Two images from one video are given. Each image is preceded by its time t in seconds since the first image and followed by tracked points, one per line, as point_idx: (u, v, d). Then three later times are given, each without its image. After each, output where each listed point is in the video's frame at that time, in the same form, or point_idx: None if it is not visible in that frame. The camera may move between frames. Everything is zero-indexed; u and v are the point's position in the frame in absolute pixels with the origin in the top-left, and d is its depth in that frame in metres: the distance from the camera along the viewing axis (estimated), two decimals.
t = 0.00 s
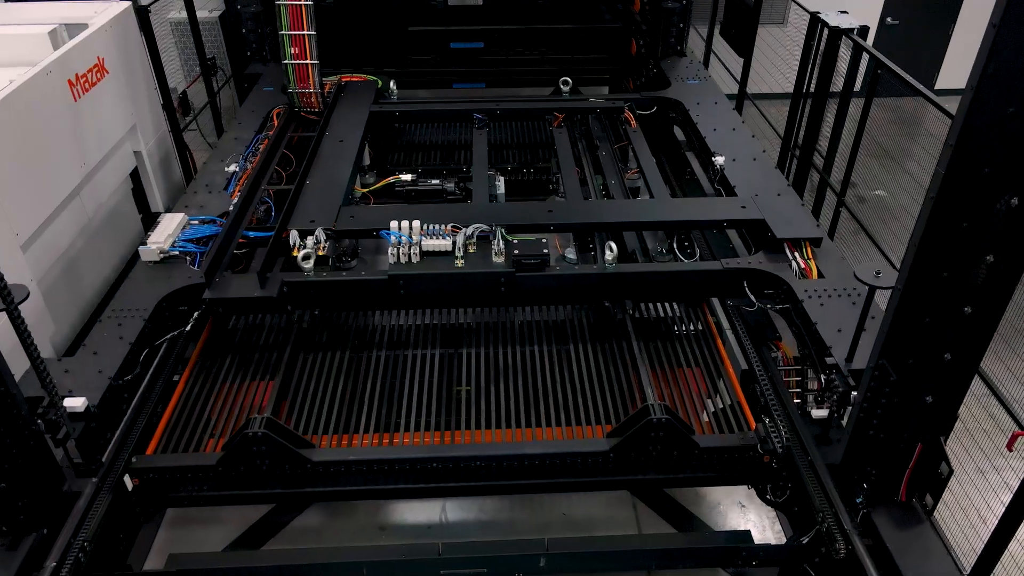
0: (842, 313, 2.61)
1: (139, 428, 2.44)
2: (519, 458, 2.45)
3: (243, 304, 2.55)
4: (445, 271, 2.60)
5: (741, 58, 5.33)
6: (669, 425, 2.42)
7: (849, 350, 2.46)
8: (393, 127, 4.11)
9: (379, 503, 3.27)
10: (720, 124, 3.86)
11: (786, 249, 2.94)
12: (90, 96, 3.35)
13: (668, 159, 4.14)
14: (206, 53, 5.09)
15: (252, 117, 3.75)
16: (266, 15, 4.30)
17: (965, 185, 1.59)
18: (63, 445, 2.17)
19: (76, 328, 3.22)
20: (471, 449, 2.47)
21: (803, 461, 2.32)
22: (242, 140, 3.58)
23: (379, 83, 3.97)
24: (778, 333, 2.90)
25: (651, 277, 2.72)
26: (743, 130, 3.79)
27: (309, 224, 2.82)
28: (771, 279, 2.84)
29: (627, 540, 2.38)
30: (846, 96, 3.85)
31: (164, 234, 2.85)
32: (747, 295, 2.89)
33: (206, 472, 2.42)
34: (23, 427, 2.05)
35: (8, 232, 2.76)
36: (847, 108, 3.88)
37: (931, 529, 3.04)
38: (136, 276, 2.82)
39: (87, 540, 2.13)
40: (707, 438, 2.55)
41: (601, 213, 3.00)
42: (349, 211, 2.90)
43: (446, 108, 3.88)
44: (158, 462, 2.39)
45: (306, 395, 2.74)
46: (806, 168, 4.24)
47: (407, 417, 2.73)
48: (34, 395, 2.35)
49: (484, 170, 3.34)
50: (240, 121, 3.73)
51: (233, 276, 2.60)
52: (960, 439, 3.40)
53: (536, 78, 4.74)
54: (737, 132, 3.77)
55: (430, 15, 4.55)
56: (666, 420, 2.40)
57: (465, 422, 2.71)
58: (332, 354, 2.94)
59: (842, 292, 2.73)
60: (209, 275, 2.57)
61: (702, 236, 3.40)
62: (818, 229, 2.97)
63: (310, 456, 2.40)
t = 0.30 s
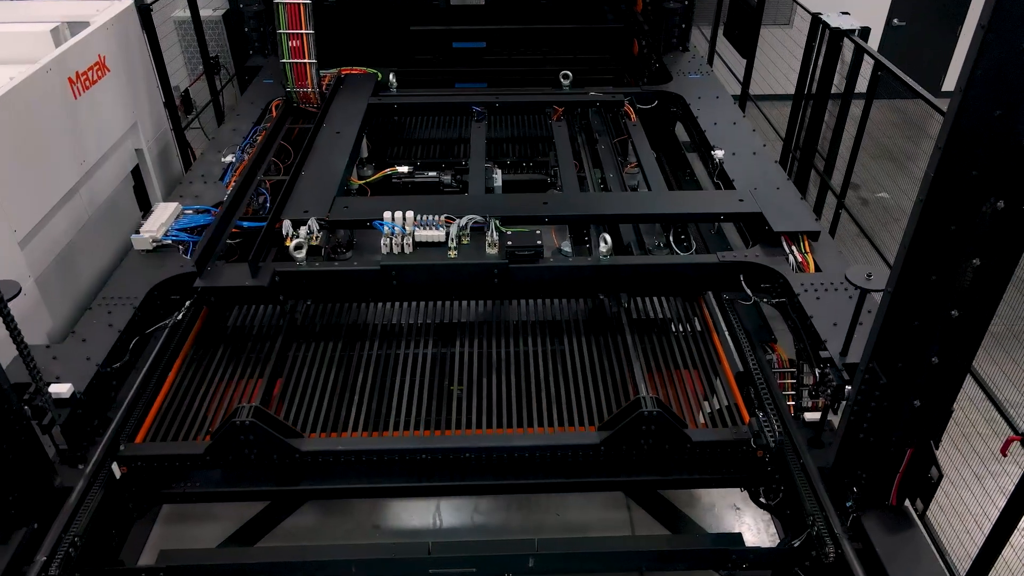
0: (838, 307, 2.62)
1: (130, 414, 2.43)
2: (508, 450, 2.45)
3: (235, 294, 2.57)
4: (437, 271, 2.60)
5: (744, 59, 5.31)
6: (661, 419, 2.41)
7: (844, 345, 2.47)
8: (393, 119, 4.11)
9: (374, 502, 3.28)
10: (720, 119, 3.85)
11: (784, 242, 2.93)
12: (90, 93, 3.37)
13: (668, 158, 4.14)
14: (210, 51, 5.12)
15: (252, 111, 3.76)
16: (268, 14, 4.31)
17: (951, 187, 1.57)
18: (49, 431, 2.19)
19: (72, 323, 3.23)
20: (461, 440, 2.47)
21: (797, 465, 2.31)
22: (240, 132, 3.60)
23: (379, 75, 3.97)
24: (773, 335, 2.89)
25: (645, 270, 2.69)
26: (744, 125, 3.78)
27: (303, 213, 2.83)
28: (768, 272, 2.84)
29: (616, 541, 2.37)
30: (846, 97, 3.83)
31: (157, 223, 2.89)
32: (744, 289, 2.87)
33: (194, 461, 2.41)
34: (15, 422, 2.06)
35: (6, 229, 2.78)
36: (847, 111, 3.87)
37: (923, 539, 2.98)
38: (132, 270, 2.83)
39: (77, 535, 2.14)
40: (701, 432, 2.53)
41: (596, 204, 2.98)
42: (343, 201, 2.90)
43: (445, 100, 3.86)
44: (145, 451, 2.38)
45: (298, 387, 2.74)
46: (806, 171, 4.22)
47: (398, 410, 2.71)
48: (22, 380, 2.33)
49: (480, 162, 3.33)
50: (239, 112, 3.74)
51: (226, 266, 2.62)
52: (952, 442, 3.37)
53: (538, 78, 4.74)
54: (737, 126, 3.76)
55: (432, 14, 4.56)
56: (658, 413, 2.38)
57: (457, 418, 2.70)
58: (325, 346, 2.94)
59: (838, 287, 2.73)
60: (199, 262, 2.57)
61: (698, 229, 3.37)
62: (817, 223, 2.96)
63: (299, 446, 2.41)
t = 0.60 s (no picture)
0: (832, 300, 2.56)
1: (121, 405, 2.44)
2: (498, 441, 2.45)
3: (225, 283, 2.56)
4: (430, 270, 2.61)
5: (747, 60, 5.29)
6: (653, 412, 2.40)
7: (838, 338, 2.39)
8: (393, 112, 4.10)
9: (369, 500, 3.29)
10: (721, 113, 3.84)
11: (781, 236, 2.89)
12: (91, 91, 3.40)
13: (667, 158, 4.13)
14: (213, 50, 5.14)
15: (251, 103, 3.77)
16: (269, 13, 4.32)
17: (939, 189, 1.56)
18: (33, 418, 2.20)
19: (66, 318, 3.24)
20: (451, 432, 2.46)
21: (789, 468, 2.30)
22: (237, 124, 3.61)
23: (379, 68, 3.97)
24: (768, 337, 2.87)
25: (637, 263, 2.71)
26: (744, 119, 3.76)
27: (296, 204, 2.83)
28: (764, 266, 2.79)
29: (606, 542, 2.37)
30: (847, 100, 3.81)
31: (150, 211, 2.90)
32: (739, 282, 2.84)
33: (181, 450, 2.43)
34: (7, 418, 2.07)
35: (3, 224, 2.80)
36: (847, 112, 3.85)
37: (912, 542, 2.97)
38: (127, 264, 2.84)
39: (68, 530, 2.15)
40: (693, 425, 2.52)
41: (592, 197, 2.96)
42: (337, 192, 2.90)
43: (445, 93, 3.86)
44: (133, 439, 2.40)
45: (291, 378, 2.74)
46: (807, 172, 4.19)
47: (389, 399, 2.70)
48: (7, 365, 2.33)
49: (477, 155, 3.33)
50: (238, 104, 3.75)
51: (218, 254, 2.62)
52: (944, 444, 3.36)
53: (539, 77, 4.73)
54: (737, 120, 3.74)
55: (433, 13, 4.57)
56: (649, 405, 2.38)
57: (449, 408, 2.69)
58: (318, 336, 2.95)
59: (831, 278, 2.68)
60: (192, 251, 2.59)
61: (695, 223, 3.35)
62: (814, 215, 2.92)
63: (288, 436, 2.43)
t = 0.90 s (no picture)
0: (828, 294, 2.54)
1: (116, 400, 2.49)
2: (490, 433, 2.42)
3: (218, 272, 2.55)
4: (423, 268, 2.62)
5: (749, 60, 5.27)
6: (645, 404, 2.39)
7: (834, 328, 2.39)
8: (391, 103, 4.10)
9: (364, 498, 3.30)
10: (721, 106, 3.81)
11: (778, 228, 2.87)
12: (92, 89, 3.44)
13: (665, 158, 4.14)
14: (216, 49, 5.16)
15: (249, 93, 3.77)
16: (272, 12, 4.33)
17: (926, 189, 1.55)
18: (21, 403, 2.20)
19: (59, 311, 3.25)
20: (441, 421, 2.44)
21: (782, 471, 2.26)
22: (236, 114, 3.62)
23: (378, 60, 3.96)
24: (763, 338, 2.85)
25: (636, 254, 2.67)
26: (744, 113, 3.73)
27: (290, 193, 2.85)
28: (760, 259, 2.75)
29: (597, 541, 2.37)
30: (848, 100, 3.79)
31: (144, 200, 2.91)
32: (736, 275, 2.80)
33: (172, 438, 2.42)
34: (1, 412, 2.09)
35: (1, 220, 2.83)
36: (848, 112, 3.84)
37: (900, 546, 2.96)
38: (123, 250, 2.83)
39: (61, 524, 2.16)
40: (684, 417, 2.50)
41: (587, 187, 2.94)
42: (331, 182, 2.91)
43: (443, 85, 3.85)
44: (122, 426, 2.40)
45: (282, 367, 2.73)
46: (808, 172, 4.17)
47: (380, 388, 2.69)
48: None
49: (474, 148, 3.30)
50: (236, 94, 3.76)
51: (210, 243, 2.61)
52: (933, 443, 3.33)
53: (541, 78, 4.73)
54: (739, 113, 3.71)
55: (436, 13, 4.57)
56: (641, 397, 2.37)
57: (441, 396, 2.66)
58: (311, 327, 2.95)
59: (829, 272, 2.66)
60: (184, 240, 2.59)
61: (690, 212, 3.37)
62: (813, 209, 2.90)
63: (276, 424, 2.39)
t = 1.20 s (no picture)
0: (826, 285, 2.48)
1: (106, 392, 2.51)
2: (482, 423, 2.38)
3: (211, 260, 2.55)
4: (416, 259, 2.60)
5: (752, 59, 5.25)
6: (636, 395, 2.35)
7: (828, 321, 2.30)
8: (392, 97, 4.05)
9: (360, 496, 3.31)
10: (723, 99, 3.77)
11: (776, 221, 2.79)
12: (94, 86, 3.48)
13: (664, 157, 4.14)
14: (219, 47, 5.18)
15: (248, 84, 3.77)
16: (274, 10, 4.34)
17: (913, 190, 1.54)
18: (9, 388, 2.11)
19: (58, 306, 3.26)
20: (433, 411, 2.41)
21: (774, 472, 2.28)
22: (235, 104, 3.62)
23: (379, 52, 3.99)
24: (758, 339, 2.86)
25: (630, 246, 2.64)
26: (746, 105, 3.69)
27: (285, 181, 2.84)
28: (757, 251, 2.70)
29: (588, 541, 2.37)
30: (849, 101, 3.76)
31: (139, 189, 2.82)
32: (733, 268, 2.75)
33: (162, 425, 2.41)
34: None
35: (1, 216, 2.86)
36: (848, 114, 3.83)
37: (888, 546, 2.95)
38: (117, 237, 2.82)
39: (55, 519, 2.18)
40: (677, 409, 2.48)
41: (584, 178, 2.92)
42: (326, 172, 2.91)
43: (444, 77, 3.89)
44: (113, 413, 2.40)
45: (276, 355, 2.74)
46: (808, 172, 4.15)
47: (373, 380, 2.69)
48: None
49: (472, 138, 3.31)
50: (235, 86, 3.76)
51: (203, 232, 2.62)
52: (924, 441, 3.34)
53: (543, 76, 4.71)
54: (739, 106, 3.67)
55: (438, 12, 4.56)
56: (634, 388, 2.32)
57: (435, 388, 2.66)
58: (306, 318, 2.95)
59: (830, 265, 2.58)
60: (177, 227, 2.60)
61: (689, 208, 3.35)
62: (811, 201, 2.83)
63: (267, 413, 2.38)
